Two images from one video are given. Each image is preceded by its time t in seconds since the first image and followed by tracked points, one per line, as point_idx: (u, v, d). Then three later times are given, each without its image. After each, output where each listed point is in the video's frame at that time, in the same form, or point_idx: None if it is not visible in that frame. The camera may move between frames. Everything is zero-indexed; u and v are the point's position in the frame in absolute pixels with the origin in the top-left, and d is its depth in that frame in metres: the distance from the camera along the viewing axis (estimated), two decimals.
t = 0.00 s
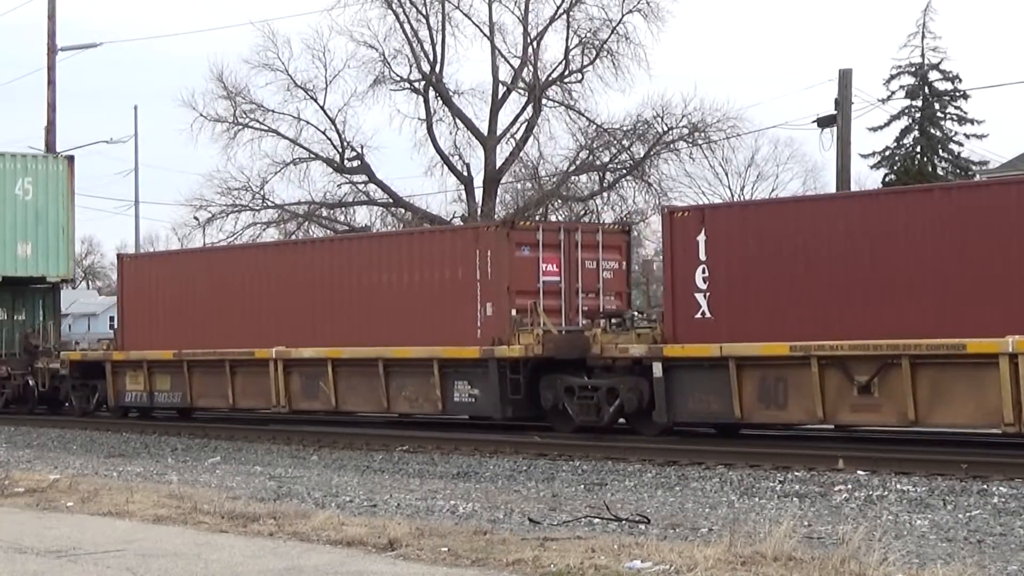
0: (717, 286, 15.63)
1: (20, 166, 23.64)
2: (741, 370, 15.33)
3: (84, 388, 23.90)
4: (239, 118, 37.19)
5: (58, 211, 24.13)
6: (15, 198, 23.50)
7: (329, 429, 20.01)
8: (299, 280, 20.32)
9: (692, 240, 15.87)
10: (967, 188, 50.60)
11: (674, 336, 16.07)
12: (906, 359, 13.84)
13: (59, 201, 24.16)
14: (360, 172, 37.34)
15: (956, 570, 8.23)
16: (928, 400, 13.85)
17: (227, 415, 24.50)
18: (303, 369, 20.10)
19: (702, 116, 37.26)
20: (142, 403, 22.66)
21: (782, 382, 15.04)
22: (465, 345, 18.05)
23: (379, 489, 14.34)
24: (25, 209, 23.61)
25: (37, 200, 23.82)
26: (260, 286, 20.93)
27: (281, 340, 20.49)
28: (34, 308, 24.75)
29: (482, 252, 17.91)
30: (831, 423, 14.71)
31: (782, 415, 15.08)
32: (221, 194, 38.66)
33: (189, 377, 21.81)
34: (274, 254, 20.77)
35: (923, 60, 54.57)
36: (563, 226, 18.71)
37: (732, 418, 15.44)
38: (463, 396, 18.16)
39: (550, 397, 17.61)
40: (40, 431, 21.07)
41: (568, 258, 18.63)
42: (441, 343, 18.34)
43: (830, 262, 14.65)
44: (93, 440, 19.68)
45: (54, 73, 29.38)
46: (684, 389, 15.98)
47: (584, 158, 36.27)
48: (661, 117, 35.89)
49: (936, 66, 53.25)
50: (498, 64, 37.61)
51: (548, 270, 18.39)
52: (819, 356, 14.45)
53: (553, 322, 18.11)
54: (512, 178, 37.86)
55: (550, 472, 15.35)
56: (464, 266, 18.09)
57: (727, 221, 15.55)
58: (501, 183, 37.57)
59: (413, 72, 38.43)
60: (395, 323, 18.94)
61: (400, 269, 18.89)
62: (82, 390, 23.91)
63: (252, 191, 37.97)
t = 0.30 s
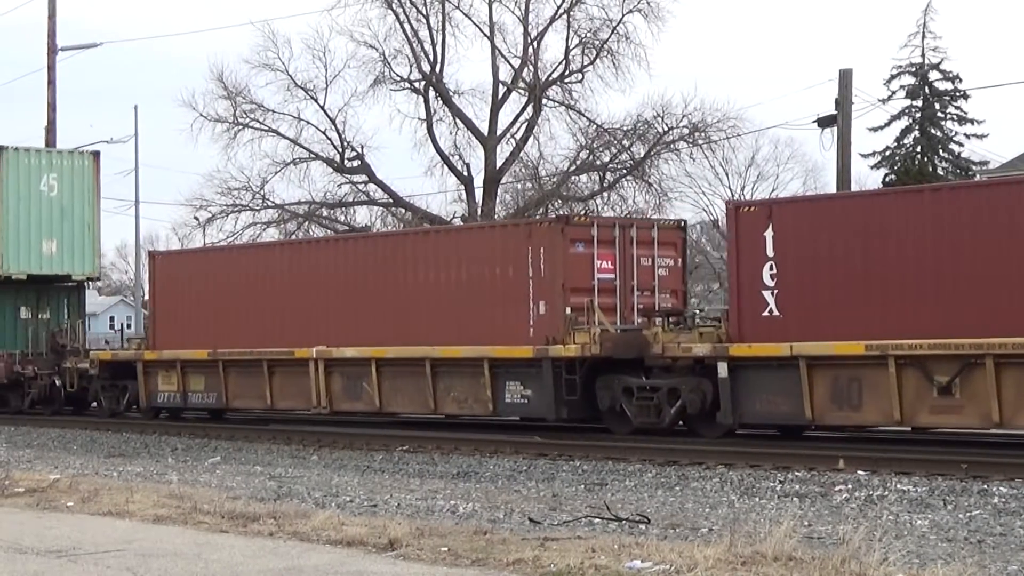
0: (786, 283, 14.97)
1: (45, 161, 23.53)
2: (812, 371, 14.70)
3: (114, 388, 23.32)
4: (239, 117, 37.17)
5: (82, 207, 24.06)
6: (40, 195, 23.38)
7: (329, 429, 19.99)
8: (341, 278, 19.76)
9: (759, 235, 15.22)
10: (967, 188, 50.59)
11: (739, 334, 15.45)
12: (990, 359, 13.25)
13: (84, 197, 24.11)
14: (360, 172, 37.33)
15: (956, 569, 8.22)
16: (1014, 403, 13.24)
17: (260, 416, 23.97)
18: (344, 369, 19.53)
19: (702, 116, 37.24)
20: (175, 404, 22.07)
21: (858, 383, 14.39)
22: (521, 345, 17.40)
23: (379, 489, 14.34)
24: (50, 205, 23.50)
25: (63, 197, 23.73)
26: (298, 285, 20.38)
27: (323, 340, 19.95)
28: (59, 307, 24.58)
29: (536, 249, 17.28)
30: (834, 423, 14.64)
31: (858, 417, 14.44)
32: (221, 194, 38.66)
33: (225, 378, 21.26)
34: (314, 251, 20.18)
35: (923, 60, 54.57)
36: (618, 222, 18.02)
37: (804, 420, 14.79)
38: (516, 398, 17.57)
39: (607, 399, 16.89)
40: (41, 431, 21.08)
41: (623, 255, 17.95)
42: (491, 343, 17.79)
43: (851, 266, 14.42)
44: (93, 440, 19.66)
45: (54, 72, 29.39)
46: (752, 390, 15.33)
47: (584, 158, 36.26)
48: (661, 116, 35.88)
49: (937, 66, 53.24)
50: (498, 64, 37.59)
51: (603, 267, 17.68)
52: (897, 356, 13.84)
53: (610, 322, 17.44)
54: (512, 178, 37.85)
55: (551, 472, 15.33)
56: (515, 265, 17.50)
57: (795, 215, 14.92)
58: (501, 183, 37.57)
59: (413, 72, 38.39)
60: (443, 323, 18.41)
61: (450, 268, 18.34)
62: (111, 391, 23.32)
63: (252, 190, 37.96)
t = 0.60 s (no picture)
0: (862, 281, 14.56)
1: (71, 157, 23.04)
2: (890, 371, 14.24)
3: (144, 389, 22.54)
4: (239, 118, 37.16)
5: (111, 204, 23.45)
6: (66, 191, 22.94)
7: (329, 430, 19.99)
8: (384, 276, 19.09)
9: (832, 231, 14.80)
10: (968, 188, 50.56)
11: (810, 333, 15.00)
12: None
13: (112, 193, 23.47)
14: (360, 173, 37.33)
15: (956, 570, 8.22)
16: None
17: (292, 415, 23.29)
18: (389, 369, 18.86)
19: (701, 116, 37.22)
20: (210, 405, 21.29)
21: (938, 385, 13.95)
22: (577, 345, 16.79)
23: (380, 489, 14.37)
24: (75, 201, 23.04)
25: (89, 193, 23.20)
26: (338, 284, 19.71)
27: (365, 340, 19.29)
28: (84, 305, 23.75)
29: (593, 244, 16.70)
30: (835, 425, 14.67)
31: (936, 419, 13.99)
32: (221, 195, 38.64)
33: (262, 379, 20.56)
34: (356, 248, 19.52)
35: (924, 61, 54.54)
36: (676, 218, 17.43)
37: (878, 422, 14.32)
38: (571, 399, 16.91)
39: (668, 400, 16.30)
40: (41, 431, 21.13)
41: (682, 251, 17.37)
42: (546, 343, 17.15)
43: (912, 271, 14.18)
44: (93, 440, 19.65)
45: (54, 73, 29.40)
46: (823, 392, 14.84)
47: (585, 159, 36.26)
48: (661, 117, 35.88)
49: (937, 67, 53.22)
50: (498, 64, 37.59)
51: (661, 264, 17.08)
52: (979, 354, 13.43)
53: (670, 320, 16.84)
54: (512, 178, 37.86)
55: (551, 472, 15.33)
56: (571, 261, 16.90)
57: (870, 211, 14.50)
58: (501, 183, 37.57)
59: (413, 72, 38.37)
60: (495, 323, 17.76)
61: (503, 265, 17.70)
62: (142, 391, 22.55)
63: (253, 191, 37.95)
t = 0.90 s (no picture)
0: (942, 278, 13.86)
1: (98, 153, 22.85)
2: (970, 371, 13.57)
3: (176, 390, 22.08)
4: (239, 118, 37.16)
5: (138, 201, 23.29)
6: (93, 187, 22.74)
7: (328, 430, 19.98)
8: (431, 274, 18.49)
9: (910, 226, 14.11)
10: (968, 189, 50.56)
11: (884, 333, 14.28)
12: None
13: (139, 190, 23.30)
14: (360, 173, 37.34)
15: (956, 570, 8.22)
16: None
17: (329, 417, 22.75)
18: (436, 370, 18.36)
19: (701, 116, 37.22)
20: (247, 406, 20.78)
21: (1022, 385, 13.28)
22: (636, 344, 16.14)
23: (380, 489, 14.39)
24: (103, 197, 22.83)
25: (116, 190, 23.02)
26: (382, 281, 19.12)
27: (411, 340, 18.71)
28: (111, 304, 23.64)
29: (653, 241, 16.03)
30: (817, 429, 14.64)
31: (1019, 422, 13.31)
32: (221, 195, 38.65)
33: (302, 379, 20.02)
34: (400, 245, 18.91)
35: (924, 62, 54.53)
36: (738, 213, 16.76)
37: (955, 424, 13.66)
38: (630, 400, 16.32)
39: (732, 401, 15.72)
40: (41, 431, 21.16)
41: (744, 248, 16.69)
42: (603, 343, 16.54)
43: (989, 269, 13.53)
44: (92, 441, 19.64)
45: (54, 73, 29.42)
46: (898, 392, 14.18)
47: (585, 159, 36.26)
48: (662, 117, 35.87)
49: (937, 67, 53.24)
50: (498, 64, 37.61)
51: (724, 261, 16.40)
52: None
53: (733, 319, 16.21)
54: (512, 178, 37.87)
55: (551, 473, 15.32)
56: (630, 257, 16.26)
57: (951, 204, 13.83)
58: (501, 184, 37.57)
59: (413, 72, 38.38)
60: (549, 322, 17.13)
61: (557, 261, 17.06)
62: (174, 393, 22.11)
63: (253, 191, 37.96)
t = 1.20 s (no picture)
0: None
1: (127, 148, 22.77)
2: None
3: (211, 391, 21.70)
4: (239, 118, 37.16)
5: (166, 197, 23.27)
6: (122, 183, 22.66)
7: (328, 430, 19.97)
8: (480, 272, 18.01)
9: (992, 221, 13.85)
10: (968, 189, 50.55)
11: (965, 332, 13.92)
12: None
13: (167, 186, 23.30)
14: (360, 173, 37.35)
15: (957, 570, 8.23)
16: None
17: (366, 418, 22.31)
18: (485, 369, 17.91)
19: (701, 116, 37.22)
20: (285, 407, 20.33)
21: None
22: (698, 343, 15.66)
23: (380, 489, 14.40)
24: (132, 193, 22.77)
25: (145, 185, 22.96)
26: (426, 279, 18.66)
27: (459, 339, 18.25)
28: (139, 303, 23.44)
29: (715, 237, 15.55)
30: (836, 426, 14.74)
31: None
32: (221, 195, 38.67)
33: (343, 379, 19.52)
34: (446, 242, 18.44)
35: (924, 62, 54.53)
36: (804, 208, 16.32)
37: None
38: (693, 401, 15.82)
39: (801, 402, 15.21)
40: (42, 432, 21.19)
41: (810, 244, 16.27)
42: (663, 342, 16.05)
43: None
44: (92, 441, 19.64)
45: (54, 73, 29.44)
46: (981, 392, 13.65)
47: (585, 159, 36.27)
48: (662, 117, 35.87)
49: (937, 67, 53.23)
50: (498, 65, 37.63)
51: (789, 257, 15.97)
52: None
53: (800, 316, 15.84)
54: (512, 178, 37.88)
55: (551, 473, 15.33)
56: (691, 253, 15.77)
57: None
58: (501, 184, 37.58)
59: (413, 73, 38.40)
60: (605, 320, 16.65)
61: (613, 258, 16.58)
62: (208, 394, 21.76)
63: (253, 191, 37.98)
